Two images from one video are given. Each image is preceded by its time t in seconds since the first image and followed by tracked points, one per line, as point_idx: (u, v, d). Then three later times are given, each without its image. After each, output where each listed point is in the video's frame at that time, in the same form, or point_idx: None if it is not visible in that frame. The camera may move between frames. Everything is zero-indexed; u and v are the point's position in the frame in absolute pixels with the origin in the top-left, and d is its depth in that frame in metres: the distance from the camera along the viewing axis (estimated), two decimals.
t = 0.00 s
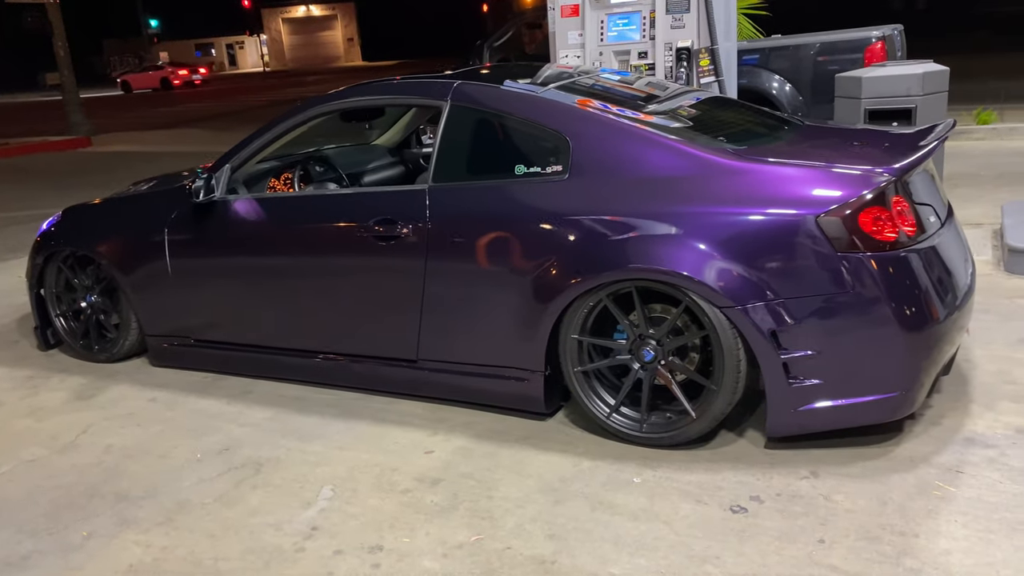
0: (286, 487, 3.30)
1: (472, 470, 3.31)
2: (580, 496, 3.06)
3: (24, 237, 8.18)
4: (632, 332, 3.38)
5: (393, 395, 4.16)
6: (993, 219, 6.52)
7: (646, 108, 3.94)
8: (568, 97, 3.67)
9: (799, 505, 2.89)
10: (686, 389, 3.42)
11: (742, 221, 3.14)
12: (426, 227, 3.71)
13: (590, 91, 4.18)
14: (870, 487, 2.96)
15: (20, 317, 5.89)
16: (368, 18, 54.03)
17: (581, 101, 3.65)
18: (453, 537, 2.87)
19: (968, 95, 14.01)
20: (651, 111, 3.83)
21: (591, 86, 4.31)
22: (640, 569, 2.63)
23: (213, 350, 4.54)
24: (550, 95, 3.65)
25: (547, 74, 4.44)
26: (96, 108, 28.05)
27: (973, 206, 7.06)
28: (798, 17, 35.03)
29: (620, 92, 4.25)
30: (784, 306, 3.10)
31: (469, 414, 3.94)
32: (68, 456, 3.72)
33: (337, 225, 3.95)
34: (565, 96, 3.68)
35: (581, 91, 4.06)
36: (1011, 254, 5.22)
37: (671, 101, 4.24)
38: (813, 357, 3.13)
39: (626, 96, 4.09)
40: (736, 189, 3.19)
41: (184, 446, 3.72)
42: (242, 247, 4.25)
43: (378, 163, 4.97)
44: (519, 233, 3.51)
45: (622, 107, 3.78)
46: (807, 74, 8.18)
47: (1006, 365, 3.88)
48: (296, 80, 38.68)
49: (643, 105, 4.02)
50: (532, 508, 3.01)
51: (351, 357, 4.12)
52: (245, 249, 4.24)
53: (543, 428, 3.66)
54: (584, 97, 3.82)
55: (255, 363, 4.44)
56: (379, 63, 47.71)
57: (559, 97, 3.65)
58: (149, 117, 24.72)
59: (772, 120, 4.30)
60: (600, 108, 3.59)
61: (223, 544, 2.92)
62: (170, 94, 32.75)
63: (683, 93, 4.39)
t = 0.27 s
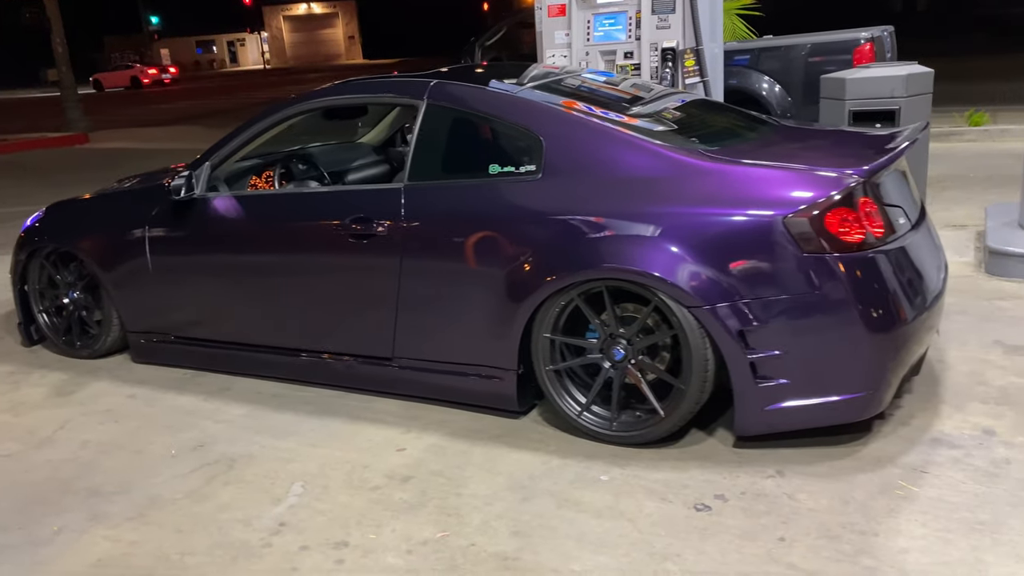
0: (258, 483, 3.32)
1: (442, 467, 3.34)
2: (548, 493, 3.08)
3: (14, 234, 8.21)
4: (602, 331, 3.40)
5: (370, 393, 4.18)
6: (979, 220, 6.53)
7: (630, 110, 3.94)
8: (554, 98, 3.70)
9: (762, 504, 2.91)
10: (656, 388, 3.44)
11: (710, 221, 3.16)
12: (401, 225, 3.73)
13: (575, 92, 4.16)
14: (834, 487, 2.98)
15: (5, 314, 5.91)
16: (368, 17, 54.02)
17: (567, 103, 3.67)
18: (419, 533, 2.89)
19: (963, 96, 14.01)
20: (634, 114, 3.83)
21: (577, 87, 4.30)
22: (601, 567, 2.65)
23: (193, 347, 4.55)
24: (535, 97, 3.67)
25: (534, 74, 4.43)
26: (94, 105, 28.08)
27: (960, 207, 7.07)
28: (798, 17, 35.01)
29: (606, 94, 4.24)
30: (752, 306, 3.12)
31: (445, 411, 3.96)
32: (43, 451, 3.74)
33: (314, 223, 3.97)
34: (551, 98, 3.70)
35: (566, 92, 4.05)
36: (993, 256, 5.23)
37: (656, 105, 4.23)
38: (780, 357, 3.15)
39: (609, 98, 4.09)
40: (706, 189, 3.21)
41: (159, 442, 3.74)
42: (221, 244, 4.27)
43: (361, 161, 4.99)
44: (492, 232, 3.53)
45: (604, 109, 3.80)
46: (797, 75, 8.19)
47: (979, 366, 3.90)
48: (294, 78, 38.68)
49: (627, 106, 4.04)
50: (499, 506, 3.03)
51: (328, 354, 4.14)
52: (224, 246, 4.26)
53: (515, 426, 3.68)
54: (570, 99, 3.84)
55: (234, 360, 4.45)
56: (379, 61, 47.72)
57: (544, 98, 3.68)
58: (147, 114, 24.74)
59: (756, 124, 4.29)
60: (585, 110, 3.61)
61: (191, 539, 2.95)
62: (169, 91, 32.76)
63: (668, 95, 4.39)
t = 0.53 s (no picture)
0: (209, 483, 3.36)
1: (392, 468, 3.38)
2: (491, 494, 3.12)
3: None
4: (552, 334, 3.44)
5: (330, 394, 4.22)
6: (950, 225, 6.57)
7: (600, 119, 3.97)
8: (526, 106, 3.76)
9: (700, 505, 2.96)
10: (605, 390, 3.48)
11: (654, 226, 3.20)
12: (356, 227, 3.76)
13: (548, 100, 4.17)
14: (772, 489, 3.02)
15: None
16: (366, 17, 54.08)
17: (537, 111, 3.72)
18: (361, 533, 2.93)
19: (950, 101, 14.05)
20: (603, 123, 3.86)
21: (549, 94, 4.31)
22: (535, 566, 2.69)
23: (158, 347, 4.59)
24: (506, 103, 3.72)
25: (507, 79, 4.44)
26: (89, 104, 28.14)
27: (933, 212, 7.11)
28: (793, 20, 35.06)
29: (579, 102, 4.26)
30: (695, 309, 3.17)
31: (402, 413, 4.00)
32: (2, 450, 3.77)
33: (274, 226, 4.01)
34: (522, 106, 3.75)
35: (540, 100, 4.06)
36: (959, 262, 5.24)
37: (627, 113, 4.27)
38: (723, 360, 3.20)
39: (582, 107, 4.12)
40: (652, 194, 3.26)
41: (117, 441, 3.78)
42: (185, 245, 4.31)
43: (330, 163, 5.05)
44: (445, 235, 3.57)
45: (574, 118, 3.83)
46: (776, 80, 8.24)
47: (930, 371, 3.94)
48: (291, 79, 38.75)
49: (599, 115, 4.09)
50: (442, 506, 3.07)
51: (289, 355, 4.18)
52: (186, 248, 4.30)
53: (469, 428, 3.72)
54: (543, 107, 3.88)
55: (198, 361, 4.49)
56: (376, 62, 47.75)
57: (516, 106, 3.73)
58: (140, 114, 24.78)
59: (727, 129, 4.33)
60: (555, 117, 3.65)
61: (137, 537, 2.99)
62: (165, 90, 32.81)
63: (638, 103, 4.43)
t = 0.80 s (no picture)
0: (160, 479, 3.36)
1: (343, 466, 3.38)
2: (438, 493, 3.12)
3: None
4: (506, 334, 3.43)
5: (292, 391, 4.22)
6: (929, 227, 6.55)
7: (576, 122, 3.97)
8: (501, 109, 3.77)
9: (644, 506, 2.95)
10: (558, 390, 3.47)
11: (604, 227, 3.20)
12: (314, 224, 3.76)
13: (525, 101, 4.15)
14: (718, 491, 3.02)
15: None
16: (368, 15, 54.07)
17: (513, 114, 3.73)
18: (304, 531, 2.93)
19: (945, 102, 14.01)
20: (579, 127, 3.85)
21: (526, 95, 4.29)
22: (472, 565, 2.69)
23: (124, 343, 4.59)
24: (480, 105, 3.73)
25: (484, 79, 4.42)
26: (87, 99, 28.16)
27: (914, 214, 7.09)
28: (794, 21, 35.01)
29: (557, 103, 4.25)
30: (645, 310, 3.16)
31: (361, 410, 3.99)
32: None
33: (234, 223, 4.00)
34: (497, 109, 3.76)
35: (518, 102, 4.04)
36: (932, 265, 5.22)
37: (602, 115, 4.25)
38: (673, 361, 3.19)
39: (559, 109, 4.11)
40: (604, 194, 3.25)
41: (74, 437, 3.78)
42: (149, 242, 4.31)
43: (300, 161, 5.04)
44: (401, 233, 3.56)
45: (551, 121, 3.81)
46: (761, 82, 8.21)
47: (891, 374, 3.93)
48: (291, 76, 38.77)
49: (575, 117, 4.09)
50: (388, 505, 3.07)
51: (250, 353, 4.17)
52: (151, 243, 4.30)
53: (425, 426, 3.72)
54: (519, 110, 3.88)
55: (163, 357, 4.49)
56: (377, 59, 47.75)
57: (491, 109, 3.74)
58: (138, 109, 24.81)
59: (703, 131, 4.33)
60: (530, 121, 3.65)
61: (81, 533, 2.99)
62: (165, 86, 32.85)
63: (614, 106, 4.43)
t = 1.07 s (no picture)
0: (125, 468, 3.38)
1: (307, 459, 3.39)
2: (397, 488, 3.12)
3: None
4: (471, 330, 3.42)
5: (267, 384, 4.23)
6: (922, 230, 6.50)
7: (564, 123, 3.95)
8: (489, 108, 3.76)
9: (600, 504, 2.95)
10: (524, 387, 3.47)
11: (568, 224, 3.20)
12: (286, 217, 3.77)
13: (516, 100, 4.14)
14: (675, 490, 3.01)
15: None
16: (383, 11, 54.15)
17: (500, 114, 3.72)
18: (259, 523, 2.94)
19: (953, 105, 13.89)
20: (566, 127, 3.85)
21: (518, 94, 4.29)
22: (422, 560, 2.69)
23: (105, 333, 4.63)
24: (467, 104, 3.73)
25: (475, 78, 4.42)
26: (100, 92, 28.36)
27: (909, 217, 7.03)
28: (809, 22, 34.79)
29: (547, 103, 4.26)
30: (606, 307, 3.16)
31: (333, 404, 4.00)
32: None
33: (210, 216, 4.02)
34: (484, 108, 3.76)
35: (508, 101, 4.04)
36: (918, 268, 5.18)
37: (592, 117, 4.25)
38: (635, 359, 3.19)
39: (549, 109, 4.11)
40: (569, 191, 3.25)
41: (46, 426, 3.81)
42: (128, 233, 4.34)
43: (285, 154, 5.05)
44: (369, 228, 3.56)
45: (540, 122, 3.80)
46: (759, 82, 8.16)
47: (864, 377, 3.90)
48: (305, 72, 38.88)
49: (564, 117, 4.09)
50: (346, 499, 3.08)
51: (225, 345, 4.19)
52: (130, 235, 4.32)
53: (393, 421, 3.72)
54: (509, 109, 3.87)
55: (141, 348, 4.52)
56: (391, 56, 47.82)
57: (478, 108, 3.73)
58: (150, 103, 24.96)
59: (695, 131, 4.31)
60: (517, 121, 3.64)
61: (41, 521, 3.01)
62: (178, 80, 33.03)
63: (604, 106, 4.43)
